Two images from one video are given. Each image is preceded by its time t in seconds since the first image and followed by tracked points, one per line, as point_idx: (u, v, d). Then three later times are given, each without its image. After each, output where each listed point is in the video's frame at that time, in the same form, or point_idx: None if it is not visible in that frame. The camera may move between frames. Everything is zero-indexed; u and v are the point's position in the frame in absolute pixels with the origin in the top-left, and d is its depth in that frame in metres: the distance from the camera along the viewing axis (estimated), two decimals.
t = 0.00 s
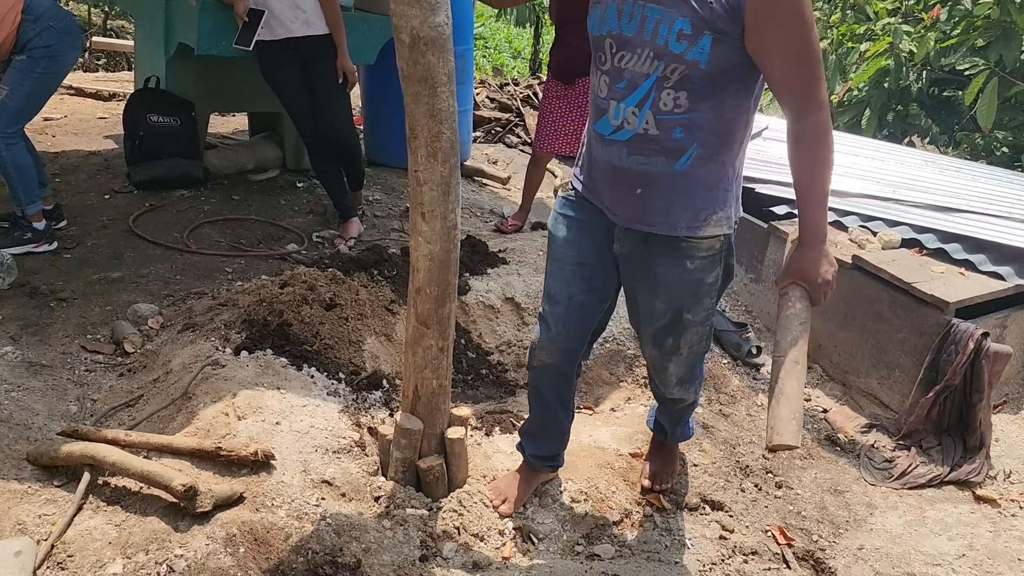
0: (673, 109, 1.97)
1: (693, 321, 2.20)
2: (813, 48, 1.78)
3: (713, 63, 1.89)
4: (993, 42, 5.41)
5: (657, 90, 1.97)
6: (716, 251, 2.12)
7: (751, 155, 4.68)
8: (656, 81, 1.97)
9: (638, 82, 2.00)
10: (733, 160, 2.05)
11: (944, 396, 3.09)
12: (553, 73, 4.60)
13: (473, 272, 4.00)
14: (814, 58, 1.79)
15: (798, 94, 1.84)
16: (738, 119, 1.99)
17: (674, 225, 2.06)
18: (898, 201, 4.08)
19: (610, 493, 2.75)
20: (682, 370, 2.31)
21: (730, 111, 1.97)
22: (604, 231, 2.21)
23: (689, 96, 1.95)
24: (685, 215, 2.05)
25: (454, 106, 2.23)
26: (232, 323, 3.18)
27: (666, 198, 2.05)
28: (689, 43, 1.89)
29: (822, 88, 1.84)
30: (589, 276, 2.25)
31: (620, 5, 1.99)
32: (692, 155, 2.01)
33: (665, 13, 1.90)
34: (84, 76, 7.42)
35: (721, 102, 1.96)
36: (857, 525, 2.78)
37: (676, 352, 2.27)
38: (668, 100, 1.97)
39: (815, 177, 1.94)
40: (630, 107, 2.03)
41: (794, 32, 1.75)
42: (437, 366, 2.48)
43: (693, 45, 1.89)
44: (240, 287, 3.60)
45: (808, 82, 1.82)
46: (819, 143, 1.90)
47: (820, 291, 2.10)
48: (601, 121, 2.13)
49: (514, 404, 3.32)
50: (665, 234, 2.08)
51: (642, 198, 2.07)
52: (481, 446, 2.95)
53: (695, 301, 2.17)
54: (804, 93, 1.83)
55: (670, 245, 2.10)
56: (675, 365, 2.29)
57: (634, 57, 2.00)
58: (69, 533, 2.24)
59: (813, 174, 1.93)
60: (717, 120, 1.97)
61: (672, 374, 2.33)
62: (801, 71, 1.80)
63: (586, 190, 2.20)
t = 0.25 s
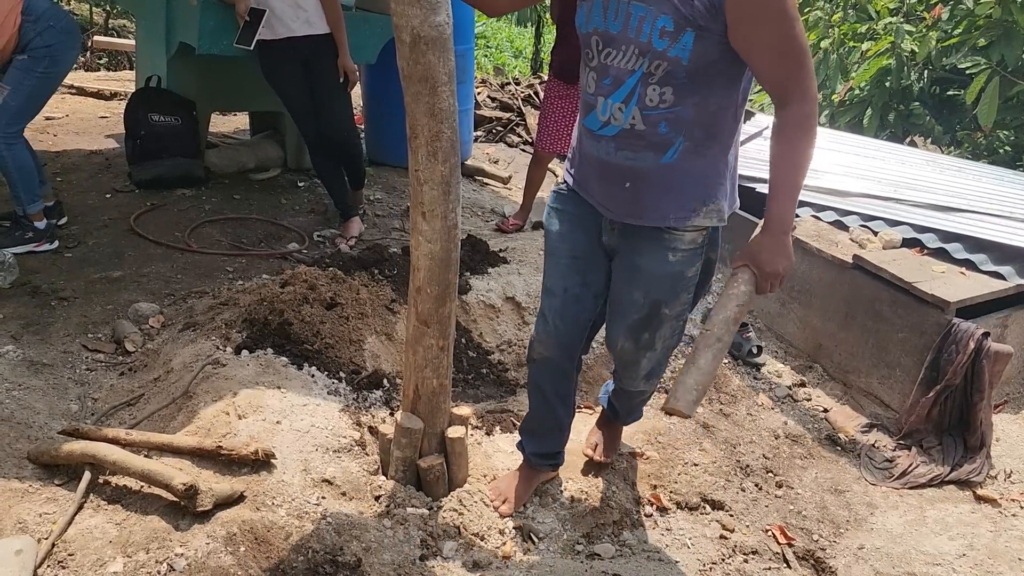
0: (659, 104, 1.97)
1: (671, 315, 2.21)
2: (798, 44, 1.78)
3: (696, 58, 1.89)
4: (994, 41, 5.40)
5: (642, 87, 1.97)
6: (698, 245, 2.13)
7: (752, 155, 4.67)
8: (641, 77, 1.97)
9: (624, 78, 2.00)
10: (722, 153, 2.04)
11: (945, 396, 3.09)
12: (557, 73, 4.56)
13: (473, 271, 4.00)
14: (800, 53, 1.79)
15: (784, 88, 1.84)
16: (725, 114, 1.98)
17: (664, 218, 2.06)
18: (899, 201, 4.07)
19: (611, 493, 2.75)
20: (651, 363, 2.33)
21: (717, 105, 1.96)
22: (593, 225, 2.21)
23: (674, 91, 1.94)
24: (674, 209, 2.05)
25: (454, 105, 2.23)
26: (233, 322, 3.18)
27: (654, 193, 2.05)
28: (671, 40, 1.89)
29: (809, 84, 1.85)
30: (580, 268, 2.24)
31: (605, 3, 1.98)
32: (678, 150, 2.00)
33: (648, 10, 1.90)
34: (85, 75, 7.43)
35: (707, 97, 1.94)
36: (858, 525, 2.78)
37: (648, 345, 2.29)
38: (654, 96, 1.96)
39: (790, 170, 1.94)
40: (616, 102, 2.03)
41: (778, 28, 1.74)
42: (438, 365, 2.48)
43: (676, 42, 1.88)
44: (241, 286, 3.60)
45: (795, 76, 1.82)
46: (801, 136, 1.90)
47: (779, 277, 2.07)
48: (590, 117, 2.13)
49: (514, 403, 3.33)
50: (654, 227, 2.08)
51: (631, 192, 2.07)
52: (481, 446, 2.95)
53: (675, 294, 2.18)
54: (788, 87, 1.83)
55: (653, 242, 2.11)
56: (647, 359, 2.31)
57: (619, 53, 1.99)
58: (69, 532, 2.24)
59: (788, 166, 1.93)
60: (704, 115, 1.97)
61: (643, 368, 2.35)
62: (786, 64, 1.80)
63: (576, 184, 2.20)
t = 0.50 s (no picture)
0: (638, 106, 2.00)
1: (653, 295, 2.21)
2: (757, 40, 1.68)
3: (670, 63, 1.90)
4: (996, 41, 5.40)
5: (622, 89, 2.00)
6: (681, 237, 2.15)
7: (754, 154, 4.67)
8: (621, 80, 1.99)
9: (606, 80, 2.03)
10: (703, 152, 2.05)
11: (947, 396, 3.08)
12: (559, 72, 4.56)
13: (475, 271, 4.00)
14: (760, 49, 1.69)
15: (740, 86, 1.74)
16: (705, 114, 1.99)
17: (646, 213, 2.10)
18: (902, 201, 4.07)
19: (613, 492, 2.75)
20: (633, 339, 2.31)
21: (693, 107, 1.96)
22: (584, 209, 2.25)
23: (651, 94, 1.97)
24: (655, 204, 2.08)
25: (456, 103, 2.22)
26: (235, 321, 3.18)
27: (636, 190, 2.08)
28: (646, 46, 1.90)
29: (773, 87, 1.73)
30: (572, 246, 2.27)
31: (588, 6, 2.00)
32: (659, 149, 2.03)
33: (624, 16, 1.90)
34: (87, 75, 7.44)
35: (686, 98, 1.96)
36: (860, 524, 2.77)
37: (632, 324, 2.28)
38: (633, 98, 1.99)
39: (729, 162, 1.80)
40: (600, 102, 2.07)
41: (735, 20, 1.67)
42: (439, 365, 2.48)
43: (649, 48, 1.90)
44: (243, 285, 3.60)
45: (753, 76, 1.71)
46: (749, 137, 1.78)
47: (687, 264, 1.91)
48: (580, 114, 2.18)
49: (516, 403, 3.33)
50: (637, 221, 2.12)
51: (615, 188, 2.11)
52: (483, 445, 2.95)
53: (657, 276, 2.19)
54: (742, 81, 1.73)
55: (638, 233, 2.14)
56: (630, 335, 2.30)
57: (603, 55, 2.01)
58: (71, 530, 2.24)
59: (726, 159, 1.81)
60: (682, 116, 1.98)
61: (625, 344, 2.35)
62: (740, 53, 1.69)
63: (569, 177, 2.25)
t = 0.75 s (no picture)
0: (614, 96, 2.13)
1: (638, 281, 2.34)
2: (718, 29, 1.79)
3: (640, 53, 2.02)
4: (998, 40, 5.39)
5: (598, 79, 2.13)
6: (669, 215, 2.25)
7: (756, 154, 4.66)
8: (599, 71, 2.13)
9: (587, 71, 2.16)
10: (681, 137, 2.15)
11: (949, 396, 3.08)
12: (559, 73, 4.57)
13: (476, 270, 4.00)
14: (719, 39, 1.80)
15: (704, 71, 1.86)
16: (679, 101, 2.10)
17: (629, 196, 2.24)
18: (903, 200, 4.06)
19: (614, 492, 2.74)
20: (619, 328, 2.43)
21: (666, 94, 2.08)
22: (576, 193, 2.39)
23: (625, 84, 2.09)
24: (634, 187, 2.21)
25: (457, 103, 2.22)
26: (236, 321, 3.19)
27: (618, 175, 2.22)
28: (620, 38, 2.03)
29: (735, 74, 1.83)
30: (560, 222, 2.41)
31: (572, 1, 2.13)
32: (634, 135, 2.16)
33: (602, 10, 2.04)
34: (88, 75, 7.44)
35: (660, 86, 2.08)
36: (862, 525, 2.77)
37: (618, 309, 2.40)
38: (609, 88, 2.12)
39: (688, 144, 1.94)
40: (582, 91, 2.21)
41: (695, 13, 1.78)
42: (440, 364, 2.48)
43: (622, 39, 2.03)
44: (244, 285, 3.61)
45: (714, 62, 1.83)
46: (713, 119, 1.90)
47: (648, 235, 2.08)
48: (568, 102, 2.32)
49: (517, 402, 3.33)
50: (619, 201, 2.27)
51: (600, 173, 2.25)
52: (484, 445, 2.95)
53: (641, 261, 2.32)
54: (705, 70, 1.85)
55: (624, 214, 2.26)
56: (616, 322, 2.42)
57: (585, 47, 2.15)
58: (73, 530, 2.24)
59: (689, 141, 1.94)
60: (656, 103, 2.10)
61: (611, 331, 2.46)
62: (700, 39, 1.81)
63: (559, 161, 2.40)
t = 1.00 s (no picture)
0: (568, 83, 2.28)
1: (607, 265, 2.46)
2: (653, 9, 1.90)
3: (586, 39, 2.16)
4: (1000, 40, 5.38)
5: (553, 70, 2.28)
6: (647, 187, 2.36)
7: (758, 154, 4.66)
8: (554, 62, 2.28)
9: (544, 63, 2.32)
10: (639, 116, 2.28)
11: (952, 396, 3.07)
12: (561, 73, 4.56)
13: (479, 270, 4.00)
14: (656, 18, 1.91)
15: (646, 48, 1.97)
16: (630, 84, 2.23)
17: (597, 176, 2.39)
18: (906, 200, 4.06)
19: (616, 493, 2.74)
20: (594, 315, 2.54)
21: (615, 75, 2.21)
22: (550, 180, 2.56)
23: (576, 70, 2.24)
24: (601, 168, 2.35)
25: (459, 103, 2.22)
26: (238, 321, 3.19)
27: (584, 157, 2.36)
28: (567, 28, 2.17)
29: (675, 47, 1.94)
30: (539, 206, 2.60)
31: None
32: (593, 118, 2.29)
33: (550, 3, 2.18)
34: (91, 74, 7.44)
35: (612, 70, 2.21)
36: (864, 525, 2.77)
37: (592, 295, 2.52)
38: (563, 76, 2.27)
39: (639, 121, 2.05)
40: (542, 83, 2.36)
41: None
42: (442, 364, 2.48)
43: (567, 26, 2.18)
44: (246, 284, 3.61)
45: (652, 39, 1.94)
46: (659, 96, 2.01)
47: (619, 215, 2.17)
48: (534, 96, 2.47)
49: (519, 402, 3.33)
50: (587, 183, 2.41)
51: (569, 157, 2.40)
52: (486, 445, 2.95)
53: (610, 244, 2.43)
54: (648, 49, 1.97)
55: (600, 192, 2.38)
56: (590, 309, 2.53)
57: (540, 41, 2.30)
58: (75, 530, 2.24)
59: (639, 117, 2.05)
60: (609, 86, 2.23)
61: (589, 319, 2.56)
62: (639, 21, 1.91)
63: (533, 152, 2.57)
